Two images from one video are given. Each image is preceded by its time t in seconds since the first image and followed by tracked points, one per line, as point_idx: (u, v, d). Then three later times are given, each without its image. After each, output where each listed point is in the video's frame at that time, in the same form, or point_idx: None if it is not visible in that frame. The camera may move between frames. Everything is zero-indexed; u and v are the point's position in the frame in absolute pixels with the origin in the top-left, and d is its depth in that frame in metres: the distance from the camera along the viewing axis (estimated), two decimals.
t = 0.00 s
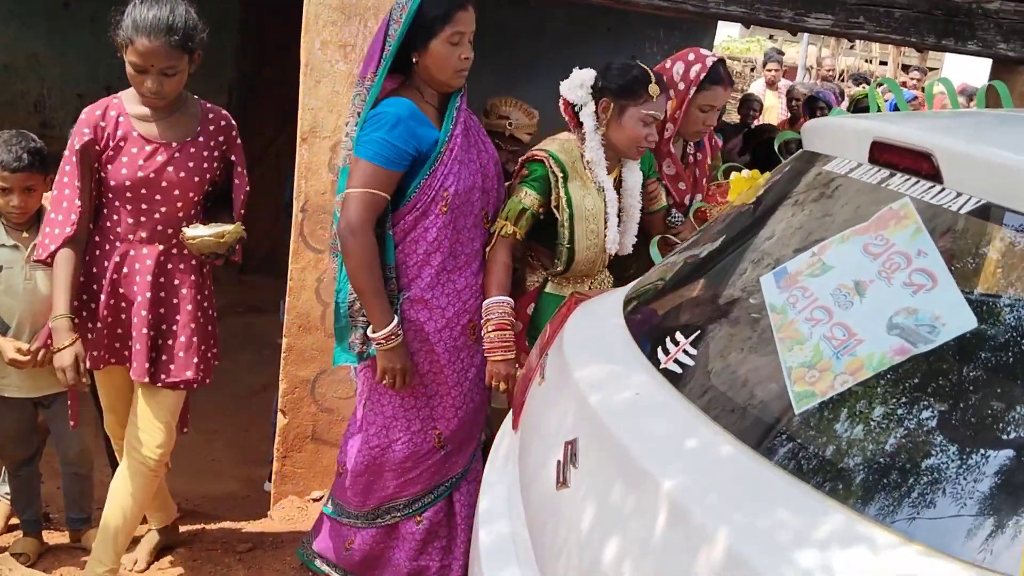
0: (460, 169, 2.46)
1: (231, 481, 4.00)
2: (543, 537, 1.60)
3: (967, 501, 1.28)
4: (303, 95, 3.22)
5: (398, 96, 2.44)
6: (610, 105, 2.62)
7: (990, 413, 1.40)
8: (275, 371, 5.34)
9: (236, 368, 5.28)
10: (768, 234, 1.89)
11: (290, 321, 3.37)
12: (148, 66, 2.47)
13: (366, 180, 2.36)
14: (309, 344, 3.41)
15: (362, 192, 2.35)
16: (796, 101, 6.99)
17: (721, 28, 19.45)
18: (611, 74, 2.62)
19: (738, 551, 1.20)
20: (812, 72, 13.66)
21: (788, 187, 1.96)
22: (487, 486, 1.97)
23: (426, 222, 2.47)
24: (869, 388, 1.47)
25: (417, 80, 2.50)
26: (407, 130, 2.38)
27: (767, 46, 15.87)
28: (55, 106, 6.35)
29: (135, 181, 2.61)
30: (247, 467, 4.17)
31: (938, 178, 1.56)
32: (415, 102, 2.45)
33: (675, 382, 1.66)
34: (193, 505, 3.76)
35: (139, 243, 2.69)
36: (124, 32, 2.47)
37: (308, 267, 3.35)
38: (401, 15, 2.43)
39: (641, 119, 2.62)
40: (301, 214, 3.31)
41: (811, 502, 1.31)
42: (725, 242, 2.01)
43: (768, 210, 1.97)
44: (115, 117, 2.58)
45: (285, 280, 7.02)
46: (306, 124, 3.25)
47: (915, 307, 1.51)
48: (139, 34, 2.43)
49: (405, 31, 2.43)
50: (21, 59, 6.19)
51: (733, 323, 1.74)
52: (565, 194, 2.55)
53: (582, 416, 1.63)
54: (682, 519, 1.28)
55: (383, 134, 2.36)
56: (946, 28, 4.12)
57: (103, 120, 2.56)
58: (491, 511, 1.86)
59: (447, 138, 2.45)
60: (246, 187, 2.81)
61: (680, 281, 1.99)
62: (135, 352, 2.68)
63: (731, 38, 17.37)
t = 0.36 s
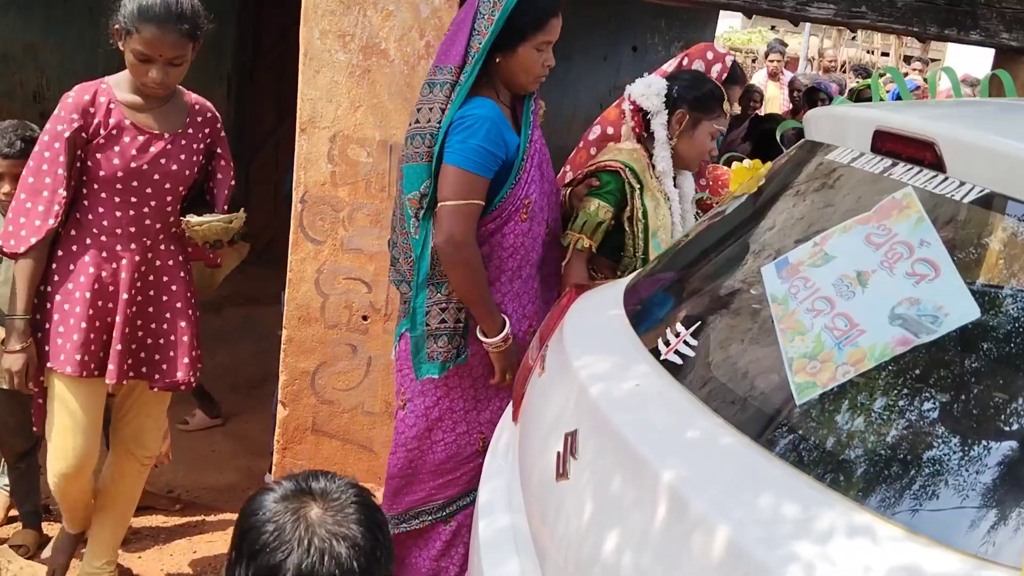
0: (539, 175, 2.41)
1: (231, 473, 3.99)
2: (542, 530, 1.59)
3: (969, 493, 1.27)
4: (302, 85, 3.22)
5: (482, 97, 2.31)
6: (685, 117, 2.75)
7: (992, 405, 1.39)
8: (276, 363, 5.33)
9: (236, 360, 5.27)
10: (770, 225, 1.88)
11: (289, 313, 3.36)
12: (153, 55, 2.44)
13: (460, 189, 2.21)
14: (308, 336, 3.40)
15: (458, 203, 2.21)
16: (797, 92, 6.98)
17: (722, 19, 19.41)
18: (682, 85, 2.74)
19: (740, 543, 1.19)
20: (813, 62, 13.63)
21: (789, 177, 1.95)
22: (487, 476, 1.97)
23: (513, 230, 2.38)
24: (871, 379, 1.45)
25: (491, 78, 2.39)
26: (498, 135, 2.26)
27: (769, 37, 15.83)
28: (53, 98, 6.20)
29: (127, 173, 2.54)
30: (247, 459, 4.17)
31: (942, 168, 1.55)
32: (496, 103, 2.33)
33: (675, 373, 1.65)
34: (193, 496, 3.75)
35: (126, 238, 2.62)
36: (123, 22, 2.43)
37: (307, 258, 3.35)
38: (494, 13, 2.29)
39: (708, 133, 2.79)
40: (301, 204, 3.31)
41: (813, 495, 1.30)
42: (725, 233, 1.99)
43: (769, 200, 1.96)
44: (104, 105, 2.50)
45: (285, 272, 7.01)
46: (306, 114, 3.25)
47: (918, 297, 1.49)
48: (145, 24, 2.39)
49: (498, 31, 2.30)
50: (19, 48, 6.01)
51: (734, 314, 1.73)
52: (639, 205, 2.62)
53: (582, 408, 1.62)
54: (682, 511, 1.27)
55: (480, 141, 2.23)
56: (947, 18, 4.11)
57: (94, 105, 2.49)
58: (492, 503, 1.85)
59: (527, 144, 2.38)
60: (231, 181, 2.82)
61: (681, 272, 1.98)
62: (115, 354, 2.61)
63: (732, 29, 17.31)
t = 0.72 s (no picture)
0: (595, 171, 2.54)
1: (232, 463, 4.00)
2: (543, 521, 1.58)
3: (972, 484, 1.26)
4: (302, 74, 3.20)
5: (545, 97, 2.41)
6: (741, 115, 3.16)
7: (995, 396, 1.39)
8: (275, 354, 5.32)
9: (235, 351, 5.26)
10: (771, 216, 1.86)
11: (289, 303, 3.35)
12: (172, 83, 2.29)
13: (524, 187, 2.33)
14: (309, 326, 3.39)
15: (523, 201, 2.32)
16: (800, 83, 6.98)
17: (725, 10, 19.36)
18: (742, 86, 3.15)
19: (742, 534, 1.18)
20: (816, 53, 13.57)
21: (792, 166, 1.93)
22: (488, 467, 1.96)
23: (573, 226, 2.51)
24: (873, 369, 1.44)
25: (548, 76, 2.48)
26: (562, 134, 2.37)
27: (771, 28, 15.80)
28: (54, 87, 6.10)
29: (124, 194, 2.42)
30: (247, 450, 4.16)
31: (946, 156, 1.53)
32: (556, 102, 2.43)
33: (676, 364, 1.63)
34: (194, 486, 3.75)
35: (123, 253, 2.51)
36: (135, 48, 2.27)
37: (307, 249, 3.34)
38: (553, 13, 2.38)
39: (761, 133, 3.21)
40: (301, 193, 3.29)
41: (815, 484, 1.29)
42: (727, 224, 1.98)
43: (771, 190, 1.94)
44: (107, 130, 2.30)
45: (285, 263, 6.98)
46: (306, 103, 3.23)
47: (922, 287, 1.48)
48: (163, 50, 2.25)
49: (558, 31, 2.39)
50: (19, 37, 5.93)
51: (736, 304, 1.72)
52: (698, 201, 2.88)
53: (582, 398, 1.61)
54: (683, 502, 1.26)
55: (545, 139, 2.33)
56: (951, 7, 4.08)
57: (103, 128, 2.29)
58: (492, 494, 1.84)
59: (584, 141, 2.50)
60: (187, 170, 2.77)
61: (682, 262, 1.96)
62: (141, 374, 2.62)
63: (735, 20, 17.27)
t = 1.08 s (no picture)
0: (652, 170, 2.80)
1: (235, 454, 3.99)
2: (547, 513, 1.57)
3: (980, 476, 1.25)
4: (304, 63, 3.19)
5: (608, 99, 2.64)
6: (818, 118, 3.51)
7: (1002, 389, 1.36)
8: (277, 345, 5.31)
9: (235, 341, 5.25)
10: (777, 207, 1.85)
11: (291, 295, 3.34)
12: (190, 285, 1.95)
13: (590, 191, 2.59)
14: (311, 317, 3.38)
15: (592, 206, 2.58)
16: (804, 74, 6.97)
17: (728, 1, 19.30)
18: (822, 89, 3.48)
19: (748, 525, 1.17)
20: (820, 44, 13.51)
21: (797, 157, 1.92)
22: (491, 457, 1.95)
23: (634, 222, 2.78)
24: (879, 362, 1.43)
25: (611, 78, 2.72)
26: (627, 135, 2.61)
27: (775, 19, 15.73)
28: (56, 78, 5.91)
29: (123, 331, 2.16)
30: (249, 441, 4.15)
31: (954, 146, 1.53)
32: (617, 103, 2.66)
33: (680, 356, 1.62)
34: (197, 478, 3.74)
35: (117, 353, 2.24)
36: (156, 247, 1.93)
37: (310, 239, 3.32)
38: (612, 15, 2.61)
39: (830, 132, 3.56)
40: (303, 184, 3.28)
41: (821, 476, 1.28)
42: (731, 215, 1.97)
43: (776, 180, 1.93)
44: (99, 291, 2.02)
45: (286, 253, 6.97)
46: (308, 94, 3.22)
47: (930, 279, 1.47)
48: (190, 257, 1.91)
49: (618, 32, 2.61)
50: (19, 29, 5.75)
51: (741, 296, 1.71)
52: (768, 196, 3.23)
53: (587, 389, 1.60)
54: (688, 492, 1.25)
55: (613, 143, 2.58)
56: None
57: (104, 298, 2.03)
58: (496, 484, 1.83)
59: (643, 141, 2.75)
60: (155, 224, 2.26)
61: (687, 253, 1.95)
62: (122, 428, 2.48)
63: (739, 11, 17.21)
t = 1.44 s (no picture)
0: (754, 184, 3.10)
1: (237, 447, 3.99)
2: (550, 508, 1.57)
3: (985, 472, 1.24)
4: (308, 56, 3.18)
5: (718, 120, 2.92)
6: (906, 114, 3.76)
7: (1007, 385, 1.36)
8: (280, 338, 5.31)
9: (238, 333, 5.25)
10: (781, 200, 1.84)
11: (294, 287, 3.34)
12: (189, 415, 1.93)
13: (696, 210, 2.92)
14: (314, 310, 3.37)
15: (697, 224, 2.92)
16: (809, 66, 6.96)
17: None
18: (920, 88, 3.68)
19: (753, 522, 1.16)
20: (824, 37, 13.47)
21: (801, 151, 1.91)
22: (494, 451, 1.95)
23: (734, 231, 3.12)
24: (884, 357, 1.42)
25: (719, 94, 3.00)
26: (734, 155, 2.89)
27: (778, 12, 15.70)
28: (58, 72, 6.03)
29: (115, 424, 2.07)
30: (252, 434, 4.15)
31: (961, 140, 1.52)
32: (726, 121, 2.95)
33: (685, 350, 1.62)
34: (200, 471, 3.73)
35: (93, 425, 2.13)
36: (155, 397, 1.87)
37: (312, 232, 3.31)
38: (728, 35, 2.84)
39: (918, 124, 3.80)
40: (305, 177, 3.26)
41: (825, 471, 1.27)
42: (736, 208, 1.96)
43: (781, 174, 1.92)
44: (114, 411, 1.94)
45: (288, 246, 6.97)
46: (311, 86, 3.21)
47: (936, 273, 1.45)
48: (194, 407, 1.89)
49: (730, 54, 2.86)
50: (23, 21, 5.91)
51: (745, 290, 1.70)
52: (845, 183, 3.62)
53: (590, 385, 1.59)
54: (692, 488, 1.25)
55: (722, 165, 2.88)
56: None
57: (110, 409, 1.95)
58: (500, 478, 1.83)
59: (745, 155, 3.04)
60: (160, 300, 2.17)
61: (692, 246, 1.95)
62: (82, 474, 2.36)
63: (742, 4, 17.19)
